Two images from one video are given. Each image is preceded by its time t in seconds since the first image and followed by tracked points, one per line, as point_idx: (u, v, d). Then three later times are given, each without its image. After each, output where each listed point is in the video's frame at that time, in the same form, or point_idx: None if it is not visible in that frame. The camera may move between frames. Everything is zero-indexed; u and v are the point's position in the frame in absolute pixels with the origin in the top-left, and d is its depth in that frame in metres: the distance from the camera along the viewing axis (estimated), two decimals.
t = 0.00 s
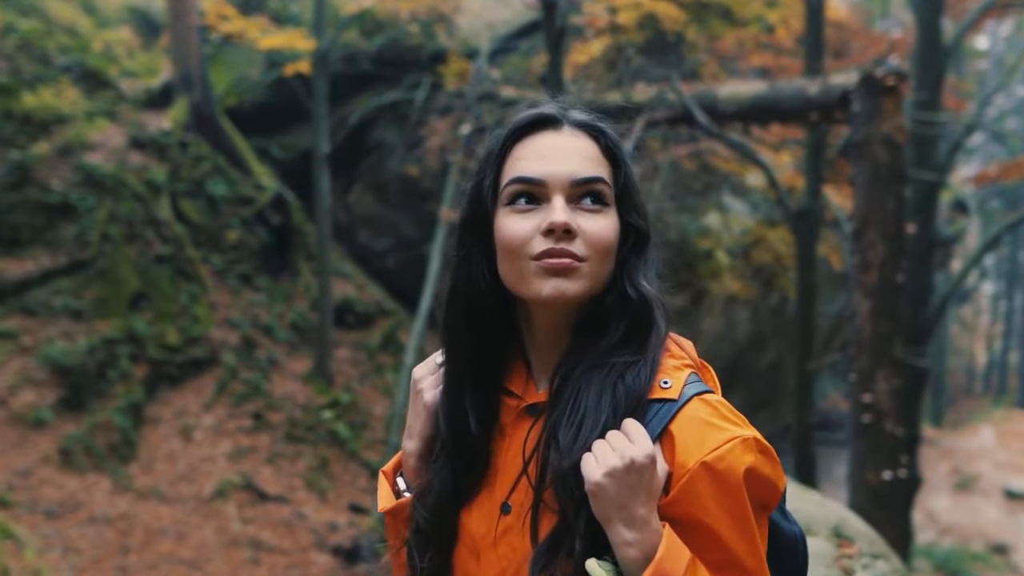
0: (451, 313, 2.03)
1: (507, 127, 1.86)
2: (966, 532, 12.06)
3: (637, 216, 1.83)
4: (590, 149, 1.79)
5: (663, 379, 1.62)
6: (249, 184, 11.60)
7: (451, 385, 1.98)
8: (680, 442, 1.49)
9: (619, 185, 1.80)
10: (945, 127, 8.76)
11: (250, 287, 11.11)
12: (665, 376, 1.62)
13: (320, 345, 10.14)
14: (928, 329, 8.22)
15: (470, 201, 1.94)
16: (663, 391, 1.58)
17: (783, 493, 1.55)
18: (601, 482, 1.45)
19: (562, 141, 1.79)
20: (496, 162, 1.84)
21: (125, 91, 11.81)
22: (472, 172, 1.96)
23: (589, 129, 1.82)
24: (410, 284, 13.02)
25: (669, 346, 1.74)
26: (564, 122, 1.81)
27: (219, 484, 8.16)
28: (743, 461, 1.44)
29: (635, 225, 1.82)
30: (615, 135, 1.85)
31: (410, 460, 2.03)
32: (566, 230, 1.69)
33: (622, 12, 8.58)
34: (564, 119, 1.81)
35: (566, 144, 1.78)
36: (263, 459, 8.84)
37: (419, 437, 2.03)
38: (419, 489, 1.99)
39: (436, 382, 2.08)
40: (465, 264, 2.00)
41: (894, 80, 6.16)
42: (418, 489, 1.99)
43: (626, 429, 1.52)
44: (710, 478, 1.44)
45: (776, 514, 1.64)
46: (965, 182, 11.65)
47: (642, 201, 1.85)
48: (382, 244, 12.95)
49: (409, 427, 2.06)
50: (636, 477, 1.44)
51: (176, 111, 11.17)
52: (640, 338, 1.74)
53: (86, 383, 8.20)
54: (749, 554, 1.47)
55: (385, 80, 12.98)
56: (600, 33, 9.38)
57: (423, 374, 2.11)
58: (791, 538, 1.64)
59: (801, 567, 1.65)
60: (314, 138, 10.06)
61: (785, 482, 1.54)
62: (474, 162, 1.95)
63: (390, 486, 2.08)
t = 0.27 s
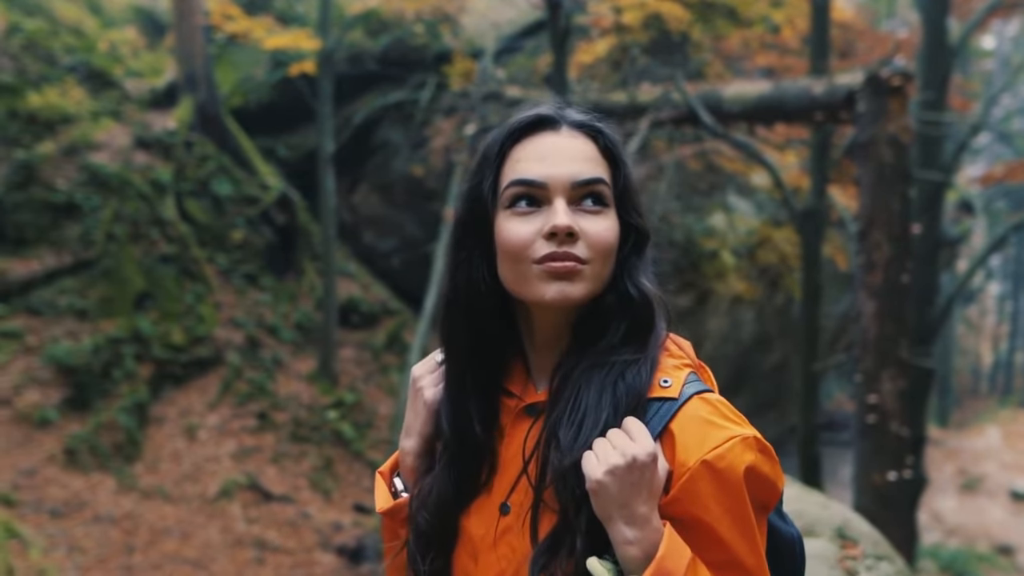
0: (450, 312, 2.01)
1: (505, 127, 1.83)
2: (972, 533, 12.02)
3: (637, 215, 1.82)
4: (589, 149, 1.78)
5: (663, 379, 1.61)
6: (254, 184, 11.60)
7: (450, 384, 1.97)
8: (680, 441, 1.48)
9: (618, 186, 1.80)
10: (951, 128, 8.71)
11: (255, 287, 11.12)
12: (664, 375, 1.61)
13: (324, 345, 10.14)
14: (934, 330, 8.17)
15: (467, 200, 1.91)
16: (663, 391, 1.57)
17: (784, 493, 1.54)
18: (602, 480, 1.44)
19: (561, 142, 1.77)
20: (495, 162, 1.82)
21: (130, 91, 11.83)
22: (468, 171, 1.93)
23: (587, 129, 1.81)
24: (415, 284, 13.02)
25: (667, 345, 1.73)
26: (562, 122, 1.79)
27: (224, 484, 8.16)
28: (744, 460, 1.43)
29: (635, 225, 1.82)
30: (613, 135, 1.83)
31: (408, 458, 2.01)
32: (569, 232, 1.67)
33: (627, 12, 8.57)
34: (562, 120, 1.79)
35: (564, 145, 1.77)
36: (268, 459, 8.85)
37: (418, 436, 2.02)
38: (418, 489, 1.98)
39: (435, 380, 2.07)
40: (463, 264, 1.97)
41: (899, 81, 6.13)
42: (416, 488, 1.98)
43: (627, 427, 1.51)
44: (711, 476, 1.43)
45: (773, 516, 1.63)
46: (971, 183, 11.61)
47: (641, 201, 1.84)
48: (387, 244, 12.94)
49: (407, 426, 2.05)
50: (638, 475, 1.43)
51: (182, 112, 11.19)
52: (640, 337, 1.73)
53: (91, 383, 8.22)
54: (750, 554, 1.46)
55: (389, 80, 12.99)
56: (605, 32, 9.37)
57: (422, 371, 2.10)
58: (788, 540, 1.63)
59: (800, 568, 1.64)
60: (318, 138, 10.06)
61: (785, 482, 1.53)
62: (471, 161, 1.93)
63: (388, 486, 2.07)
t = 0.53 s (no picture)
0: (449, 311, 2.00)
1: (502, 127, 1.81)
2: (978, 533, 11.97)
3: (636, 214, 1.82)
4: (588, 149, 1.76)
5: (662, 378, 1.59)
6: (260, 184, 11.60)
7: (449, 383, 1.96)
8: (679, 440, 1.47)
9: (616, 186, 1.79)
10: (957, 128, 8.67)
11: (260, 286, 11.13)
12: (663, 375, 1.60)
13: (330, 345, 10.14)
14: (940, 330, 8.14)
15: (464, 201, 1.89)
16: (662, 390, 1.56)
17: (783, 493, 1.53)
18: (602, 479, 1.44)
19: (559, 143, 1.75)
20: (494, 162, 1.80)
21: (136, 90, 11.84)
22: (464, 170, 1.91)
23: (586, 130, 1.79)
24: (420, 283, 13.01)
25: (665, 345, 1.73)
26: (560, 123, 1.77)
27: (229, 483, 8.17)
28: (743, 458, 1.42)
29: (633, 224, 1.81)
30: (611, 134, 1.82)
31: (406, 458, 2.01)
32: (570, 234, 1.67)
33: (633, 12, 8.56)
34: (560, 120, 1.77)
35: (563, 146, 1.75)
36: (273, 458, 8.85)
37: (417, 435, 2.01)
38: (416, 489, 1.97)
39: (434, 379, 2.06)
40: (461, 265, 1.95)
41: (905, 80, 6.08)
42: (414, 489, 1.97)
43: (626, 426, 1.50)
44: (710, 475, 1.42)
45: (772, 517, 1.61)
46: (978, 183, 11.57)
47: (639, 200, 1.83)
48: (392, 244, 12.94)
49: (405, 425, 2.04)
50: (637, 475, 1.42)
51: (187, 111, 11.20)
52: (639, 336, 1.73)
53: (97, 382, 8.23)
54: (750, 554, 1.44)
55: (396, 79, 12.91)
56: (611, 32, 9.36)
57: (420, 371, 2.09)
58: (787, 541, 1.62)
59: (800, 569, 1.62)
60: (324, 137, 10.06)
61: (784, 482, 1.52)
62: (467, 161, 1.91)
63: (385, 487, 2.06)
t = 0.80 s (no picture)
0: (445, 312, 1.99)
1: (498, 128, 1.79)
2: (984, 535, 11.93)
3: (633, 215, 1.83)
4: (586, 150, 1.75)
5: (659, 378, 1.59)
6: (265, 183, 11.59)
7: (445, 383, 1.96)
8: (676, 439, 1.46)
9: (614, 186, 1.79)
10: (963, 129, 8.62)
11: (265, 286, 11.13)
12: (660, 375, 1.59)
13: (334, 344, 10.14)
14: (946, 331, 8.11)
15: (459, 202, 1.87)
16: (659, 389, 1.55)
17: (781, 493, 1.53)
18: (599, 479, 1.43)
19: (556, 143, 1.74)
20: (490, 163, 1.78)
21: (141, 90, 11.84)
22: (459, 171, 1.89)
23: (583, 130, 1.77)
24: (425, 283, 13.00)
25: (662, 344, 1.73)
26: (557, 123, 1.75)
27: (234, 483, 8.17)
28: (740, 458, 1.42)
29: (630, 224, 1.82)
30: (608, 134, 1.81)
31: (403, 459, 2.00)
32: (570, 236, 1.66)
33: (638, 12, 8.56)
34: (557, 120, 1.76)
35: (560, 147, 1.74)
36: (277, 458, 8.85)
37: (413, 436, 2.00)
38: (413, 490, 1.96)
39: (431, 379, 2.06)
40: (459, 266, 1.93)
41: (911, 80, 6.05)
42: (412, 490, 1.97)
43: (623, 426, 1.50)
44: (707, 475, 1.42)
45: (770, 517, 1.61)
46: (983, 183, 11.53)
47: (636, 200, 1.84)
48: (397, 244, 12.94)
49: (402, 426, 2.03)
50: (634, 474, 1.42)
51: (192, 111, 11.23)
52: (635, 336, 1.72)
53: (102, 382, 8.25)
54: (747, 554, 1.44)
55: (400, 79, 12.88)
56: (616, 33, 9.36)
57: (417, 371, 2.09)
58: (785, 542, 1.61)
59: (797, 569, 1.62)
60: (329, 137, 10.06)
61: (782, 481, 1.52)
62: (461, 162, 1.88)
63: (382, 488, 2.05)
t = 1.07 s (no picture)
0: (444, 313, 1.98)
1: (496, 128, 1.78)
2: (991, 535, 11.88)
3: (632, 215, 1.81)
4: (585, 150, 1.74)
5: (657, 378, 1.58)
6: (271, 182, 11.58)
7: (444, 384, 1.95)
8: (675, 439, 1.45)
9: (612, 185, 1.78)
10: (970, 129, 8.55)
11: (271, 285, 11.14)
12: (659, 375, 1.58)
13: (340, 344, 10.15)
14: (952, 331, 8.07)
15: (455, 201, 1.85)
16: (657, 389, 1.54)
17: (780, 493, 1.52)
18: (596, 479, 1.42)
19: (554, 142, 1.73)
20: (488, 163, 1.77)
21: (148, 90, 11.83)
22: (456, 171, 1.88)
23: (581, 129, 1.76)
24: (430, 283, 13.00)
25: (661, 345, 1.71)
26: (555, 122, 1.74)
27: (240, 482, 8.18)
28: (739, 458, 1.42)
29: (629, 223, 1.80)
30: (607, 133, 1.80)
31: (401, 460, 2.00)
32: (569, 236, 1.66)
33: (645, 11, 8.54)
34: (554, 119, 1.74)
35: (558, 146, 1.73)
36: (283, 457, 8.86)
37: (412, 436, 1.99)
38: (411, 491, 1.96)
39: (429, 380, 2.05)
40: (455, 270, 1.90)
41: (918, 80, 6.03)
42: (410, 491, 1.96)
43: (621, 426, 1.49)
44: (706, 475, 1.42)
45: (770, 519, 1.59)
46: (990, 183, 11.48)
47: (635, 199, 1.82)
48: (403, 243, 12.95)
49: (401, 427, 2.02)
50: (632, 474, 1.41)
51: (199, 111, 11.16)
52: (634, 336, 1.71)
53: (109, 381, 8.28)
54: (745, 555, 1.44)
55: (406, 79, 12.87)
56: (623, 32, 9.35)
57: (415, 372, 2.08)
58: (785, 543, 1.60)
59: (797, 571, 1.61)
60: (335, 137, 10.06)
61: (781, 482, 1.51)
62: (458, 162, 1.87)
63: (380, 489, 2.04)
